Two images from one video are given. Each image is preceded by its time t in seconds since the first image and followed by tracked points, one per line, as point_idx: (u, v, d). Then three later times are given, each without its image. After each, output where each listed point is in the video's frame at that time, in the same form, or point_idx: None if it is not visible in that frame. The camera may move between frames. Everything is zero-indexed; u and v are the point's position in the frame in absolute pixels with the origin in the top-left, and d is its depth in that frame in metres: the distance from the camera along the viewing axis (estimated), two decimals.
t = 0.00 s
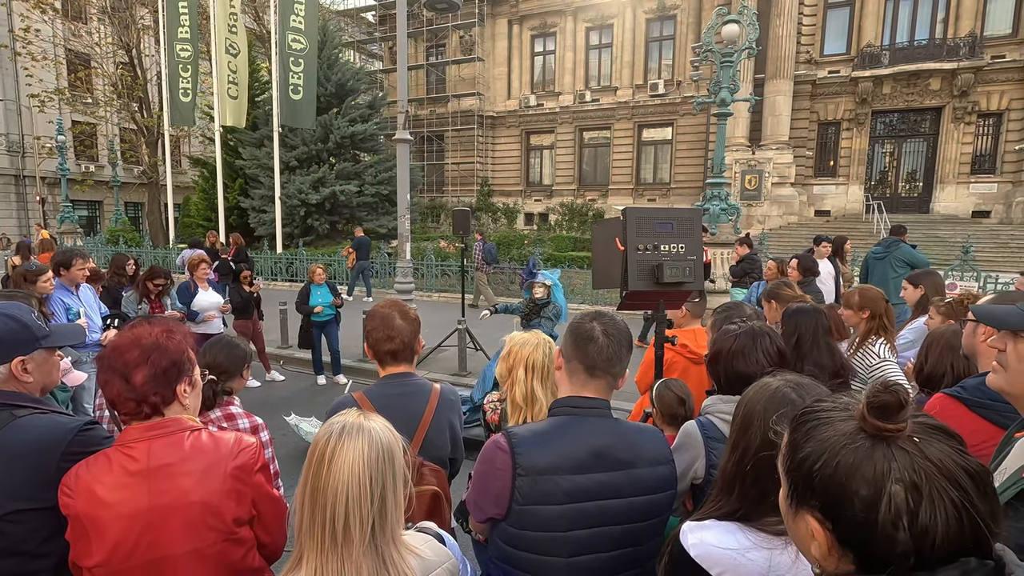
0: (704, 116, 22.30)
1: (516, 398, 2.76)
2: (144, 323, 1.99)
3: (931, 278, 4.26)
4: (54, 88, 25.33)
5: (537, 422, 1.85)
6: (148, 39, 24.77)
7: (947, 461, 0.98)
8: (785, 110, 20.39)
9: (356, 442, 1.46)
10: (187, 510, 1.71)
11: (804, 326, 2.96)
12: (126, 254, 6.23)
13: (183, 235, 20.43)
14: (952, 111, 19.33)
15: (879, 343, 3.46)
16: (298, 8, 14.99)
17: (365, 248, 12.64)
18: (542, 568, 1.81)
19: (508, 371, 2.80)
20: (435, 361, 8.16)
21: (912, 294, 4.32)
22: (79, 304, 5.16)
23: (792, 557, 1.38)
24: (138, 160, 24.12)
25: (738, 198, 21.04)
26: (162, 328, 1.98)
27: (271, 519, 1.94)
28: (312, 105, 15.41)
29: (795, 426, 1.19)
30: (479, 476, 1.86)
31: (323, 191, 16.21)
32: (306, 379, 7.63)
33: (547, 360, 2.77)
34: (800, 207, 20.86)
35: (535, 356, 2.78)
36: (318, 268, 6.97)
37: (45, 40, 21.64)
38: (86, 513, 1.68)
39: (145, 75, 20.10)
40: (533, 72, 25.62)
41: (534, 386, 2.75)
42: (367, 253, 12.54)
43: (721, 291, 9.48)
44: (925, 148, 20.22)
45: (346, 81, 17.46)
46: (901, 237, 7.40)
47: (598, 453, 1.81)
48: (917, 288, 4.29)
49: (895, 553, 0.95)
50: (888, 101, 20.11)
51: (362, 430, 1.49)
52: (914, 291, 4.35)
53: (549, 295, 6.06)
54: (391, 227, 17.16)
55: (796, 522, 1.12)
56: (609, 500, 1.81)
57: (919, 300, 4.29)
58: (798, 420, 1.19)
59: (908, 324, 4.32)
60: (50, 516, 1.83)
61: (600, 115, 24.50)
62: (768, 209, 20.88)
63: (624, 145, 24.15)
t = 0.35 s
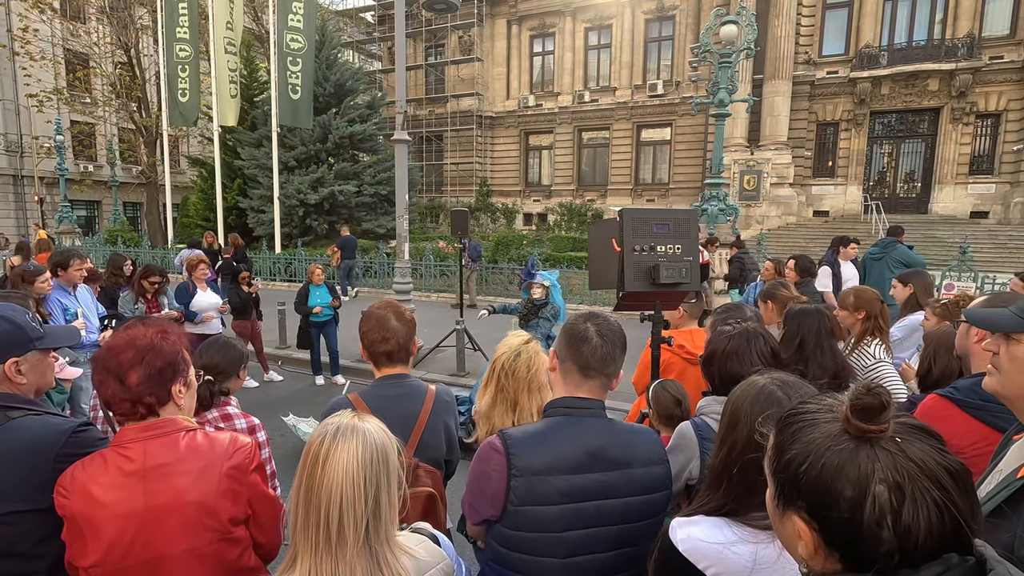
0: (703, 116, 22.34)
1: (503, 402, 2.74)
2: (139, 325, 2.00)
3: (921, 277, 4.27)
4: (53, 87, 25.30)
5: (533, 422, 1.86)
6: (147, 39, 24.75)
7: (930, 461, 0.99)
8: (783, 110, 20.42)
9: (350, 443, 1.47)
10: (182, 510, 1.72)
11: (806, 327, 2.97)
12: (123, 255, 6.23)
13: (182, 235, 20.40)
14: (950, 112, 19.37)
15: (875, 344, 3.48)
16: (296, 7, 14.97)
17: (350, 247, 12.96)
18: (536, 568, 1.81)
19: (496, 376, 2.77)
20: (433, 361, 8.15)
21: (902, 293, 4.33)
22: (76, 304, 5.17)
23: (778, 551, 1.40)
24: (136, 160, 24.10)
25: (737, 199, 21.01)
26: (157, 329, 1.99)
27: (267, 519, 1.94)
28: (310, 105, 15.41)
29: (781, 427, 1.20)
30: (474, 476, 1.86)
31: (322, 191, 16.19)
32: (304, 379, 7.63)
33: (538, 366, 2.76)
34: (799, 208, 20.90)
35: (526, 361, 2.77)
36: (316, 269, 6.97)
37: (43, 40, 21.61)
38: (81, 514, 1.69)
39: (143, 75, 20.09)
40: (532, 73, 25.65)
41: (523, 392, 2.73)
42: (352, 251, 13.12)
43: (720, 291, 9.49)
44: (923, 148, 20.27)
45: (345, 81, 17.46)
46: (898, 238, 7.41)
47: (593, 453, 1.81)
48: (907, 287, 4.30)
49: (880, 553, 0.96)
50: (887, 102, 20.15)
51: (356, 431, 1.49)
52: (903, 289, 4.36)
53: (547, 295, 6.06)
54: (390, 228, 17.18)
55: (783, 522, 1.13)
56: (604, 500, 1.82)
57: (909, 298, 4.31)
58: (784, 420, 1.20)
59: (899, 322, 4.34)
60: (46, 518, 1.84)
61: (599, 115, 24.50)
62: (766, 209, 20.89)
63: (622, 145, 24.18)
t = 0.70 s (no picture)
0: (702, 116, 22.35)
1: (503, 394, 2.73)
2: (139, 324, 2.00)
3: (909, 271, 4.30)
4: (51, 87, 25.25)
5: (533, 422, 1.87)
6: (145, 38, 24.69)
7: (934, 459, 0.99)
8: (782, 110, 20.46)
9: (354, 443, 1.47)
10: (183, 508, 1.72)
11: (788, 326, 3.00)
12: (121, 255, 6.23)
13: (181, 235, 20.38)
14: (948, 112, 19.40)
15: (872, 343, 3.49)
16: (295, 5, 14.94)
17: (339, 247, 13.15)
18: (536, 568, 1.81)
19: (493, 369, 2.76)
20: (432, 361, 8.15)
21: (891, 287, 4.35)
22: (75, 304, 5.17)
23: (775, 546, 1.41)
24: (135, 159, 24.05)
25: (736, 199, 20.98)
26: (158, 328, 1.99)
27: (267, 517, 1.94)
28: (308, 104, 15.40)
29: (784, 426, 1.20)
30: (473, 474, 1.87)
31: (321, 191, 16.17)
32: (303, 379, 7.63)
33: (534, 355, 2.79)
34: (798, 208, 20.92)
35: (522, 351, 2.80)
36: (315, 268, 6.97)
37: (41, 39, 21.58)
38: (82, 512, 1.69)
39: (141, 75, 20.07)
40: (531, 73, 25.64)
41: (522, 381, 2.73)
42: (343, 253, 13.26)
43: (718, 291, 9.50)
44: (922, 148, 20.29)
45: (344, 81, 17.45)
46: (896, 238, 7.43)
47: (593, 452, 1.82)
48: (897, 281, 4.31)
49: (886, 551, 0.96)
50: (886, 101, 20.18)
51: (359, 430, 1.50)
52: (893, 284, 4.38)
53: (547, 295, 6.07)
54: (389, 228, 17.19)
55: (786, 520, 1.13)
56: (603, 500, 1.82)
57: (898, 293, 4.34)
58: (786, 419, 1.20)
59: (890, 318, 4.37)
60: (44, 517, 1.84)
61: (598, 115, 24.49)
62: (765, 209, 20.90)
63: (621, 145, 24.20)
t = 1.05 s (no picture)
0: (701, 116, 22.38)
1: (502, 389, 2.71)
2: (134, 322, 1.99)
3: (903, 270, 4.32)
4: (49, 86, 25.21)
5: (529, 421, 1.86)
6: (143, 38, 24.66)
7: (935, 458, 0.98)
8: (781, 110, 20.48)
9: (349, 442, 1.46)
10: (178, 506, 1.71)
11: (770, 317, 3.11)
12: (119, 254, 6.22)
13: (180, 234, 20.38)
14: (947, 112, 19.42)
15: (871, 342, 3.49)
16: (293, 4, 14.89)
17: (331, 245, 13.06)
18: (532, 567, 1.80)
19: (492, 364, 2.75)
20: (430, 361, 8.14)
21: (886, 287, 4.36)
22: (72, 303, 5.16)
23: (772, 544, 1.40)
24: (133, 159, 24.02)
25: (735, 199, 20.80)
26: (153, 326, 1.98)
27: (263, 516, 1.94)
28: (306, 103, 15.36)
29: (782, 424, 1.19)
30: (470, 473, 1.86)
31: (319, 190, 16.14)
32: (301, 378, 7.63)
33: (531, 350, 2.79)
34: (796, 207, 20.94)
35: (519, 347, 2.81)
36: (314, 268, 6.96)
37: (39, 38, 21.55)
38: (77, 511, 1.68)
39: (140, 74, 20.05)
40: (530, 72, 25.64)
41: (520, 376, 2.72)
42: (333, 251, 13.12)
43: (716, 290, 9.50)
44: (920, 148, 20.31)
45: (342, 80, 17.41)
46: (894, 237, 7.43)
47: (589, 451, 1.81)
48: (892, 280, 4.33)
49: (886, 550, 0.95)
50: (884, 101, 20.20)
51: (353, 429, 1.49)
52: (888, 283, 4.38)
53: (545, 295, 6.07)
54: (387, 227, 17.19)
55: (785, 519, 1.12)
56: (599, 499, 1.82)
57: (893, 292, 4.35)
58: (784, 418, 1.19)
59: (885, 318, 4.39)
60: (39, 516, 1.84)
61: (597, 115, 24.49)
62: (763, 208, 20.92)
63: (620, 145, 24.21)
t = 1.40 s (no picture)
0: (699, 116, 22.37)
1: (497, 386, 2.71)
2: (126, 319, 1.98)
3: (906, 271, 4.31)
4: (47, 85, 25.17)
5: (525, 417, 1.85)
6: (142, 37, 24.61)
7: (932, 454, 0.97)
8: (780, 110, 20.46)
9: (341, 439, 1.45)
10: (171, 505, 1.70)
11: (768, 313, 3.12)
12: (116, 253, 6.20)
13: (178, 234, 20.36)
14: (945, 111, 19.44)
15: (868, 341, 3.48)
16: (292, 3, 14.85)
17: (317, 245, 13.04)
18: (527, 564, 1.79)
19: (487, 362, 2.74)
20: (428, 360, 8.13)
21: (887, 286, 4.34)
22: (69, 302, 5.15)
23: (766, 542, 1.39)
24: (131, 158, 23.99)
25: (733, 198, 20.81)
26: (146, 323, 1.97)
27: (257, 514, 1.92)
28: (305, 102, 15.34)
29: (778, 420, 1.18)
30: (465, 470, 1.85)
31: (318, 190, 16.13)
32: (299, 377, 7.62)
33: (526, 347, 2.78)
34: (795, 207, 20.92)
35: (514, 345, 2.81)
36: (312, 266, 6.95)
37: (37, 38, 21.51)
38: (69, 510, 1.67)
39: (138, 74, 20.02)
40: (529, 72, 25.62)
41: (515, 372, 2.71)
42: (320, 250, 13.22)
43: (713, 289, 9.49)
44: (919, 147, 20.32)
45: (341, 80, 17.38)
46: (892, 237, 7.42)
47: (585, 447, 1.80)
48: (893, 280, 4.31)
49: (883, 547, 0.94)
50: (883, 100, 20.22)
51: (346, 426, 1.48)
52: (888, 283, 4.36)
53: (543, 294, 6.05)
54: (386, 227, 17.18)
55: (781, 516, 1.11)
56: (594, 495, 1.81)
57: (894, 292, 4.33)
58: (780, 414, 1.18)
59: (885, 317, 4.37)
60: (31, 514, 1.83)
61: (596, 114, 24.48)
62: (763, 208, 20.92)
63: (620, 144, 24.19)
